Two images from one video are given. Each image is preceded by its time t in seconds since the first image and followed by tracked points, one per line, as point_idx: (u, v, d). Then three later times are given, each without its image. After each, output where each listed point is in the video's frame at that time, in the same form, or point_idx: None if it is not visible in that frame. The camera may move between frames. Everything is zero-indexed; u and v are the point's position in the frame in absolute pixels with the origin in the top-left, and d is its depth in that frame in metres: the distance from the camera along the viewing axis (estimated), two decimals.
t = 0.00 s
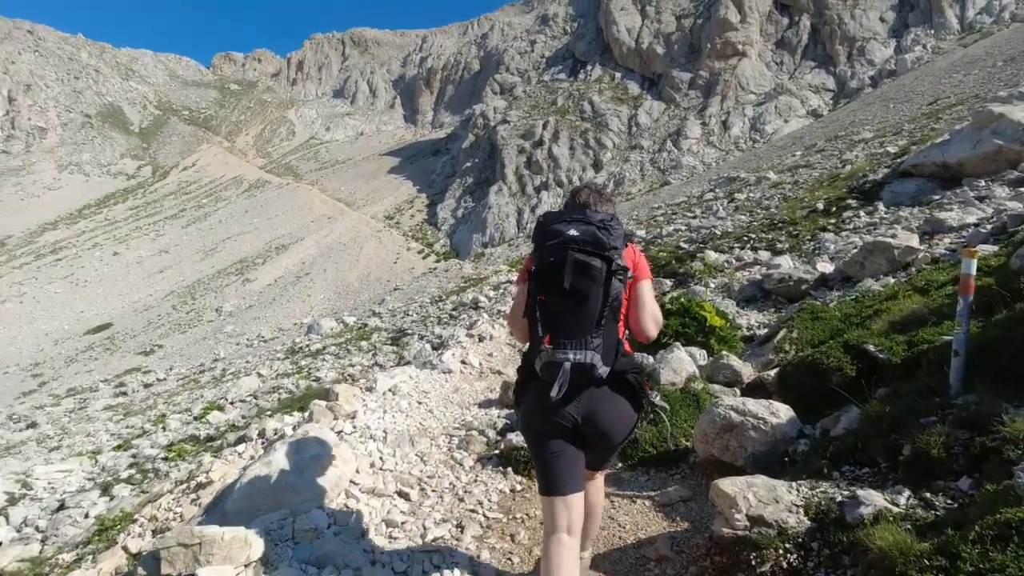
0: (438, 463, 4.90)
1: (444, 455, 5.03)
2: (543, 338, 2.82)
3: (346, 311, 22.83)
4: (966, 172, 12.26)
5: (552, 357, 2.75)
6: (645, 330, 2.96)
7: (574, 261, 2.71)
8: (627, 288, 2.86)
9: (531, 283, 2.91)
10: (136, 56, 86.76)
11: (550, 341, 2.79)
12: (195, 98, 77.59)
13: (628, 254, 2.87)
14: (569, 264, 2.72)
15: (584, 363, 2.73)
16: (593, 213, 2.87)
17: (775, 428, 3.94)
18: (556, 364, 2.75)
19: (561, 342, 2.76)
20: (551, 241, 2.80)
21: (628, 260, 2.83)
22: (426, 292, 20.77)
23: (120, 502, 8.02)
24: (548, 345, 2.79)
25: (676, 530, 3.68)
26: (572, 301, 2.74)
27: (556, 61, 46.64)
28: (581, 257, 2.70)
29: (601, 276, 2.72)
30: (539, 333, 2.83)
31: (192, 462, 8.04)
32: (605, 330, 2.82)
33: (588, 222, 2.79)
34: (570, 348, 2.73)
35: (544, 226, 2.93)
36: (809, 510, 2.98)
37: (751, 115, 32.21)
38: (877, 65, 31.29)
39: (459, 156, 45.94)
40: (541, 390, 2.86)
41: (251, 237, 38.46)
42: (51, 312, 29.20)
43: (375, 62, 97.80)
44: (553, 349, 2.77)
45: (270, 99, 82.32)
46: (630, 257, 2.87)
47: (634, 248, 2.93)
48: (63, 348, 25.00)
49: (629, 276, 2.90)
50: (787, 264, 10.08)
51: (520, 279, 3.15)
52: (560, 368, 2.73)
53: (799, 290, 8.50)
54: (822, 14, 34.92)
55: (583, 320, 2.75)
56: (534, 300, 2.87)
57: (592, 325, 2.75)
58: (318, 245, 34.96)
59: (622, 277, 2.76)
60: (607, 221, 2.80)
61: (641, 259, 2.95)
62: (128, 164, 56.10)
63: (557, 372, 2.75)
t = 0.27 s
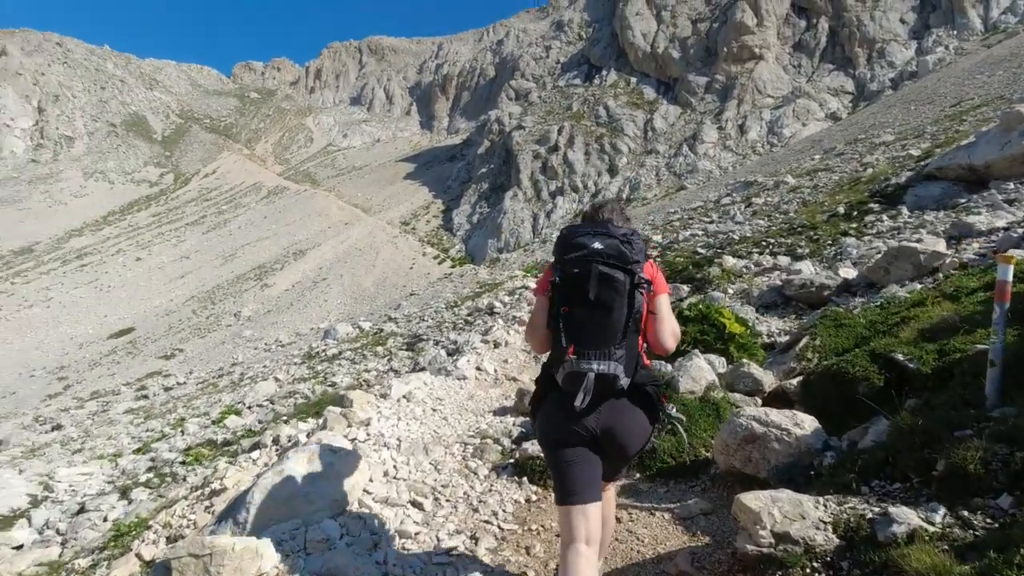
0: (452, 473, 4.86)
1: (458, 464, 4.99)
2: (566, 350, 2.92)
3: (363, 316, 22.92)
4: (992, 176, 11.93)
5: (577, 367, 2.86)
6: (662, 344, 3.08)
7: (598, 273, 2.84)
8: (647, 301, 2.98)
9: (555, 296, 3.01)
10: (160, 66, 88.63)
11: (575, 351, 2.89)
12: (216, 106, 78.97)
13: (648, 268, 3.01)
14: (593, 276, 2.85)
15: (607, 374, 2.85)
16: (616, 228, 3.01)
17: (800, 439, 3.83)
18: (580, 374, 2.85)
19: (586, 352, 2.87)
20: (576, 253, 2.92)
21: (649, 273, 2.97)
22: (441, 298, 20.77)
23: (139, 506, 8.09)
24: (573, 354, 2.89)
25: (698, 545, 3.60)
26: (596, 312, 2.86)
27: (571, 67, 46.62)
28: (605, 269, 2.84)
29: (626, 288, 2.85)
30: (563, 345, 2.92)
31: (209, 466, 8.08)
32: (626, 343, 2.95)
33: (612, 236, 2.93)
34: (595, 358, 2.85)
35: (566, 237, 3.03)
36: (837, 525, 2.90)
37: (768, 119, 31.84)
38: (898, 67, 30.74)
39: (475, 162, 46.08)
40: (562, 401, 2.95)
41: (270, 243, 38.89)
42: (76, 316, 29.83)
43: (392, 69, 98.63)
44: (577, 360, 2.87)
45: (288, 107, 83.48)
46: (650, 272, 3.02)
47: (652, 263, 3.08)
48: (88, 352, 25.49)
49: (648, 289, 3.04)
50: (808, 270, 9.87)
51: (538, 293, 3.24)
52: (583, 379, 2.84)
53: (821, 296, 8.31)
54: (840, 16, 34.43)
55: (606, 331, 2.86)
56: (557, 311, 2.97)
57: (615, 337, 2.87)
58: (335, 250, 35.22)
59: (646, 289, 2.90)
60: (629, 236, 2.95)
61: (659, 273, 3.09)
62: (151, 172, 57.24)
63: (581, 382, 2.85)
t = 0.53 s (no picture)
0: (470, 483, 4.79)
1: (476, 474, 4.92)
2: (598, 355, 3.07)
3: (382, 323, 22.95)
4: None
5: (610, 373, 3.01)
6: (687, 353, 3.26)
7: (632, 284, 3.02)
8: (675, 311, 3.16)
9: (588, 304, 3.17)
10: (187, 79, 90.75)
11: (608, 357, 3.04)
12: (240, 117, 80.53)
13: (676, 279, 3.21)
14: (629, 286, 3.03)
15: (638, 380, 3.02)
16: (646, 241, 3.20)
17: (835, 454, 3.64)
18: (612, 379, 3.02)
19: (618, 359, 3.03)
20: (610, 263, 3.09)
21: (677, 285, 3.17)
22: (459, 305, 20.70)
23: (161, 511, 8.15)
24: (605, 360, 3.06)
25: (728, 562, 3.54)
26: (630, 320, 3.03)
27: (589, 75, 46.55)
28: (639, 280, 3.02)
29: (657, 298, 3.05)
30: (596, 350, 3.07)
31: (229, 473, 8.10)
32: (656, 351, 3.13)
33: (644, 249, 3.11)
34: (626, 364, 3.02)
35: (599, 248, 3.20)
36: (881, 541, 2.93)
37: (789, 124, 31.36)
38: (923, 70, 30.08)
39: (493, 170, 46.17)
40: (592, 404, 3.10)
41: (291, 250, 39.33)
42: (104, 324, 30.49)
43: (411, 79, 99.58)
44: (610, 366, 3.03)
45: (310, 117, 84.75)
46: (678, 283, 3.21)
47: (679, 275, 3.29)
48: (115, 358, 26.00)
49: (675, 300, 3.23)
50: (835, 276, 9.59)
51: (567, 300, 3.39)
52: (615, 384, 3.01)
53: (850, 302, 8.06)
54: (863, 20, 33.83)
55: (639, 339, 3.04)
56: (591, 317, 3.13)
57: (647, 345, 3.05)
58: (355, 258, 35.50)
59: (675, 300, 3.10)
60: (660, 249, 3.15)
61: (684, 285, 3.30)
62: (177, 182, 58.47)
63: (613, 387, 3.02)
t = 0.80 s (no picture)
0: (488, 491, 4.67)
1: (494, 482, 4.80)
2: (624, 335, 3.01)
3: (400, 331, 22.96)
4: None
5: (637, 353, 2.96)
6: (710, 344, 3.23)
7: (663, 267, 2.99)
8: (703, 299, 3.15)
9: (615, 284, 3.13)
10: (210, 91, 92.64)
11: (635, 337, 2.98)
12: (262, 129, 81.93)
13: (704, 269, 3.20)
14: (659, 268, 2.99)
15: (665, 363, 2.97)
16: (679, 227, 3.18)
17: (872, 464, 3.47)
18: (638, 360, 2.97)
19: (646, 340, 2.98)
20: (642, 246, 3.06)
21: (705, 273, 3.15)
22: (476, 313, 20.62)
23: (178, 517, 8.15)
24: (631, 340, 3.00)
25: None
26: (659, 303, 2.99)
27: (605, 82, 46.42)
28: (671, 263, 3.00)
29: (688, 283, 3.02)
30: (623, 330, 3.01)
31: (246, 479, 8.07)
32: (683, 336, 3.10)
33: (677, 235, 3.09)
34: (654, 345, 2.97)
35: (630, 232, 3.18)
36: (927, 560, 2.77)
37: (810, 129, 30.87)
38: (948, 72, 29.41)
39: (510, 177, 46.21)
40: (616, 386, 3.07)
41: (311, 259, 39.69)
42: (130, 331, 31.11)
43: (428, 88, 100.42)
44: (636, 346, 2.98)
45: (329, 127, 85.88)
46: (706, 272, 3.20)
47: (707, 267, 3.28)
48: (140, 365, 26.45)
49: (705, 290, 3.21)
50: (863, 281, 9.30)
51: (592, 282, 3.34)
52: (641, 364, 2.96)
53: (880, 307, 7.78)
54: (884, 23, 33.25)
55: (667, 322, 2.99)
56: (618, 298, 3.08)
57: (675, 328, 3.00)
58: (373, 266, 35.70)
59: (705, 288, 3.10)
60: (692, 236, 3.14)
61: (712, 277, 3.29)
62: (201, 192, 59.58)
63: (640, 367, 2.97)
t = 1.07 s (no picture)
0: (505, 501, 4.55)
1: (510, 491, 4.68)
2: (657, 323, 3.28)
3: (414, 339, 22.90)
4: None
5: (670, 341, 3.22)
6: (733, 334, 3.58)
7: (694, 257, 3.31)
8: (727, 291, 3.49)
9: (646, 275, 3.41)
10: (230, 103, 94.20)
11: (667, 325, 3.26)
12: (279, 139, 83.06)
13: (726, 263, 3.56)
14: (689, 260, 3.31)
15: (696, 351, 3.26)
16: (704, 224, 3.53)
17: (911, 476, 3.27)
18: (671, 348, 3.23)
19: (678, 328, 3.26)
20: (672, 237, 3.38)
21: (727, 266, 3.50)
22: (491, 320, 20.48)
23: (192, 525, 8.11)
24: (664, 328, 3.27)
25: None
26: (691, 293, 3.29)
27: (619, 89, 46.30)
28: (701, 255, 3.32)
29: (716, 275, 3.35)
30: (655, 318, 3.28)
31: (260, 487, 8.02)
32: (710, 325, 3.40)
33: (705, 230, 3.42)
34: (686, 333, 3.25)
35: (662, 225, 3.49)
36: None
37: (827, 134, 30.45)
38: (968, 75, 28.82)
39: (524, 185, 46.18)
40: (647, 373, 3.34)
41: (327, 267, 39.93)
42: (150, 339, 31.53)
43: (443, 97, 101.05)
44: (668, 334, 3.24)
45: (345, 137, 86.79)
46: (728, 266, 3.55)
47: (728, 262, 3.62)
48: (159, 373, 26.75)
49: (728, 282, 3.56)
50: (888, 284, 9.03)
51: (618, 272, 3.60)
52: (674, 351, 3.23)
53: (908, 311, 7.51)
54: (902, 26, 32.74)
55: (697, 312, 3.29)
56: (650, 286, 3.36)
57: (705, 318, 3.30)
58: (388, 274, 35.79)
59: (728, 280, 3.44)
60: (717, 232, 3.48)
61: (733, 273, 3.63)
62: (220, 202, 60.46)
63: (672, 354, 3.24)
